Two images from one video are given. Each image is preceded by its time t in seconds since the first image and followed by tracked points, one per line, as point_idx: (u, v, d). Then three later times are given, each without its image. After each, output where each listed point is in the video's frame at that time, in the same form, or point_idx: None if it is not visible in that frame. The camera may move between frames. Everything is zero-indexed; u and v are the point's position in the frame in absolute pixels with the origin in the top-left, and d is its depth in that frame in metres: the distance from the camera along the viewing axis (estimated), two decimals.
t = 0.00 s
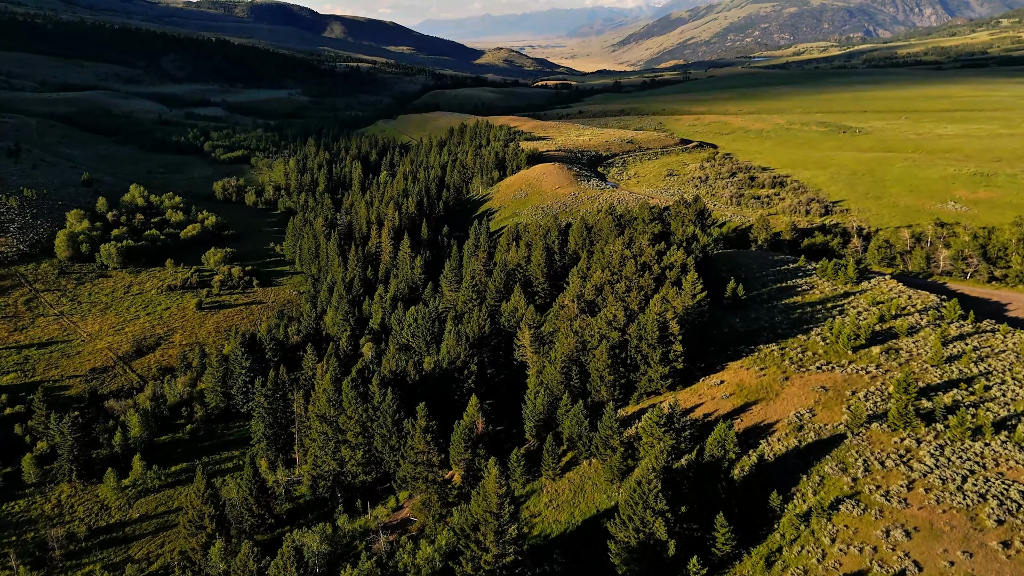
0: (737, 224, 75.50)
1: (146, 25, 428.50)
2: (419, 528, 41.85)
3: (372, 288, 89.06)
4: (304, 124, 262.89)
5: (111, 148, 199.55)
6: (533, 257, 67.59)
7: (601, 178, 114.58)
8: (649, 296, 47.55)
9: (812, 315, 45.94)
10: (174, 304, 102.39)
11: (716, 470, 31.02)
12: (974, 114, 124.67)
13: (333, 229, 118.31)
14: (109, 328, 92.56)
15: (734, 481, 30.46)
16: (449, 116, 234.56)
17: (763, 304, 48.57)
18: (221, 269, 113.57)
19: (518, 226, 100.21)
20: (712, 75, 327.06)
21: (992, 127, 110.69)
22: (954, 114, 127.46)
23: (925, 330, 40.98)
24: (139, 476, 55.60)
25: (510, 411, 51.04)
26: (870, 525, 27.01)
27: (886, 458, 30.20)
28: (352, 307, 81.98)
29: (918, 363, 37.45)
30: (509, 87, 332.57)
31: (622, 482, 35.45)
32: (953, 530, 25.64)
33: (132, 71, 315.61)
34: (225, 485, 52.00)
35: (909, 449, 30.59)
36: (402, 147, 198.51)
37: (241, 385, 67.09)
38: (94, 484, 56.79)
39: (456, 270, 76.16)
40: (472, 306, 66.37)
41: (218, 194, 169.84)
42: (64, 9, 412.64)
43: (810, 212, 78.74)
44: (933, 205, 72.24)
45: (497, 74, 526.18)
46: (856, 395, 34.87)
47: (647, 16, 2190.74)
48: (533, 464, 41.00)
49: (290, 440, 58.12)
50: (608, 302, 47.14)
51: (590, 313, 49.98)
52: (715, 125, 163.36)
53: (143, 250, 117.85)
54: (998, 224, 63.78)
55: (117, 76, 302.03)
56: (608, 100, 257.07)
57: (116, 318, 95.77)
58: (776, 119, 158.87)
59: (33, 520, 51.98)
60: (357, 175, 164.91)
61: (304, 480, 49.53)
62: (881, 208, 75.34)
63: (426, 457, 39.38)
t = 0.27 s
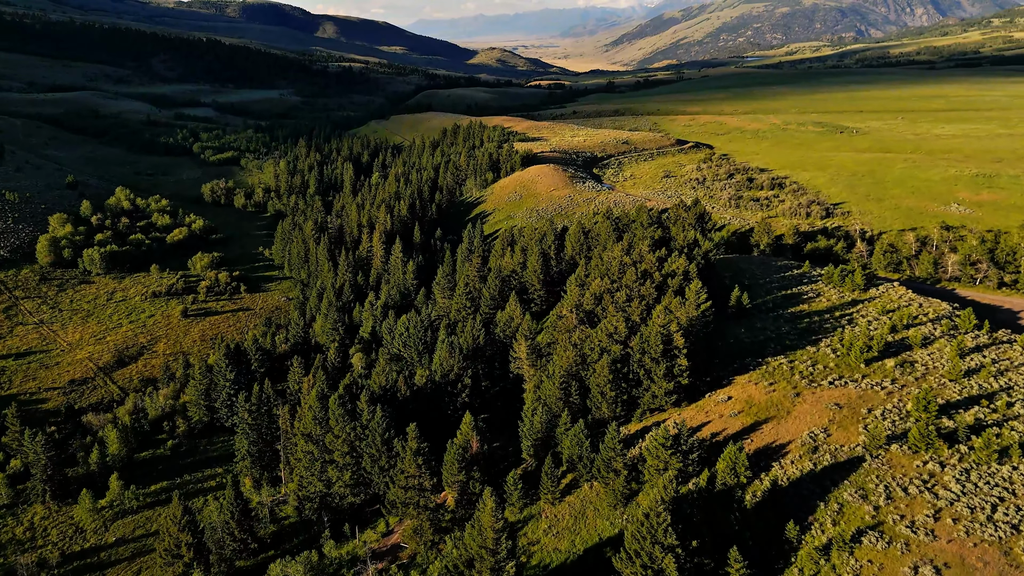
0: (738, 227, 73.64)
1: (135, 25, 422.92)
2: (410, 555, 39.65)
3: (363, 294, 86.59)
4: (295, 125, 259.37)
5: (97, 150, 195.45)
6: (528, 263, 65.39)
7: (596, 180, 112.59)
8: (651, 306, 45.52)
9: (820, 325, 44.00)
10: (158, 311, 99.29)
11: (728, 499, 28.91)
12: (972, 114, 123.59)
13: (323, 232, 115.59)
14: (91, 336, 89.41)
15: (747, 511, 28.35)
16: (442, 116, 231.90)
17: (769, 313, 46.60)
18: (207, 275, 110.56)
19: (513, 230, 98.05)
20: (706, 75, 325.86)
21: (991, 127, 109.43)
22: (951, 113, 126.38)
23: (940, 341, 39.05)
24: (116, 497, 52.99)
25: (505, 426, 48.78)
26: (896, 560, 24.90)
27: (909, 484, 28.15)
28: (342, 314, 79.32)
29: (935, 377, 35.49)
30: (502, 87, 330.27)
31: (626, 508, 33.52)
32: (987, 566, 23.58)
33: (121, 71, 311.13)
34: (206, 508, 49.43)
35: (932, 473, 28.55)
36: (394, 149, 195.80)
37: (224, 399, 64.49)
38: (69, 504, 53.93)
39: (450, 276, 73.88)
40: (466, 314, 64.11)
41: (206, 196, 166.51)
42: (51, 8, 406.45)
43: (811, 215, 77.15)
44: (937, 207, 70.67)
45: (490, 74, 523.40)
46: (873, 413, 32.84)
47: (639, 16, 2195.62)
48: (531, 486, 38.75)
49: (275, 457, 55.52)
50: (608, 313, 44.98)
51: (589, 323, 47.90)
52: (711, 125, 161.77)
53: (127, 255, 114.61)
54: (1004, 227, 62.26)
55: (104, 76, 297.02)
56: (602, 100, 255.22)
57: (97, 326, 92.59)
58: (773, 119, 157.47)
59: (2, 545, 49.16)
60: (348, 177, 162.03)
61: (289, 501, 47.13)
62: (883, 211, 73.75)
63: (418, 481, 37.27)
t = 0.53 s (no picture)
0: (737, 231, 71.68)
1: (122, 24, 416.74)
2: None
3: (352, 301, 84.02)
4: (284, 125, 255.59)
5: (81, 152, 191.10)
6: (523, 269, 63.18)
7: (591, 182, 110.60)
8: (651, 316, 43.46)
9: (828, 336, 42.14)
10: (140, 318, 96.03)
11: (740, 530, 26.88)
12: (968, 114, 122.74)
13: (312, 236, 112.77)
14: (70, 346, 86.14)
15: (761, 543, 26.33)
16: (434, 117, 229.24)
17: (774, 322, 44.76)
18: (192, 281, 107.40)
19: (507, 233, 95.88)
20: (698, 75, 325.04)
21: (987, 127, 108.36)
22: (947, 113, 125.48)
23: (955, 353, 37.24)
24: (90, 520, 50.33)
25: (499, 442, 46.57)
26: None
27: (935, 513, 26.18)
28: (329, 321, 76.62)
29: (952, 393, 33.65)
30: (494, 87, 327.68)
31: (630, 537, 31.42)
32: None
33: (109, 71, 306.16)
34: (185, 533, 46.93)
35: (958, 501, 26.61)
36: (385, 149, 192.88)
37: (206, 413, 61.71)
38: (41, 528, 51.20)
39: (442, 282, 71.58)
40: (458, 323, 61.83)
41: (193, 199, 162.95)
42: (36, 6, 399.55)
43: (810, 217, 75.68)
44: (939, 209, 69.27)
45: (482, 74, 520.48)
46: (891, 434, 30.91)
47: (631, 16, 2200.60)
48: (527, 511, 36.62)
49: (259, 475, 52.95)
50: (607, 324, 42.84)
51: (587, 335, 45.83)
52: (705, 126, 160.32)
53: (109, 261, 111.20)
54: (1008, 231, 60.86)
55: (89, 76, 291.48)
56: (595, 100, 253.46)
57: (77, 336, 89.28)
58: (767, 119, 156.31)
59: None
60: (337, 178, 159.03)
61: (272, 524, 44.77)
62: (884, 213, 72.33)
63: (406, 509, 35.36)
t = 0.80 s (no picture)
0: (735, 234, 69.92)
1: (108, 23, 410.11)
2: None
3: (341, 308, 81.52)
4: (273, 126, 251.61)
5: (64, 153, 186.81)
6: (516, 275, 61.07)
7: (585, 183, 108.73)
8: (652, 327, 41.50)
9: (835, 346, 40.36)
10: (121, 326, 92.73)
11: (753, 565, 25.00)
12: (962, 114, 122.29)
13: (300, 240, 109.97)
14: (46, 356, 82.80)
15: None
16: (425, 117, 226.57)
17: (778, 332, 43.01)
18: (176, 286, 104.15)
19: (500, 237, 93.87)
20: (690, 74, 324.48)
21: (983, 128, 107.69)
22: (941, 113, 124.84)
23: (969, 365, 35.58)
24: (63, 544, 47.92)
25: (493, 459, 44.52)
26: None
27: (962, 544, 24.35)
28: (316, 329, 74.02)
29: (970, 409, 31.97)
30: (485, 87, 325.41)
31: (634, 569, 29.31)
32: None
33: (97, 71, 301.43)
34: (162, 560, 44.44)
35: (986, 530, 24.76)
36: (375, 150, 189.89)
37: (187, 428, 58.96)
38: (10, 553, 48.55)
39: (432, 288, 69.28)
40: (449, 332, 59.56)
41: (178, 202, 159.33)
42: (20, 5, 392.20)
43: (808, 220, 74.34)
44: (940, 211, 68.11)
45: (473, 74, 517.86)
46: (909, 455, 29.08)
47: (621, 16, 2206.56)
48: (523, 537, 34.52)
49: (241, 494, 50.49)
50: (606, 335, 40.81)
51: (585, 347, 43.85)
52: (699, 126, 158.96)
53: (90, 266, 107.81)
54: (1011, 234, 59.69)
55: (74, 76, 285.84)
56: (587, 100, 251.80)
57: (55, 345, 85.91)
58: (761, 119, 155.37)
59: None
60: (326, 180, 156.10)
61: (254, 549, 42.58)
62: (884, 216, 71.05)
63: (394, 538, 33.94)
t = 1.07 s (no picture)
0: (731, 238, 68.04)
1: (91, 22, 402.47)
2: None
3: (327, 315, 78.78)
4: (260, 127, 247.45)
5: (43, 156, 181.75)
6: (509, 283, 58.79)
7: (577, 185, 106.84)
8: (653, 340, 39.42)
9: (843, 358, 38.58)
10: (99, 335, 89.14)
11: None
12: (954, 115, 122.10)
13: (286, 245, 106.94)
14: (19, 368, 79.22)
15: None
16: (415, 118, 223.74)
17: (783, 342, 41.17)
18: (157, 293, 100.58)
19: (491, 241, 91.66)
20: (681, 74, 324.22)
21: (976, 128, 107.39)
22: (934, 113, 124.50)
23: (985, 380, 33.90)
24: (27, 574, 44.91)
25: (484, 479, 42.35)
26: None
27: None
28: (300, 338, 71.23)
29: (990, 428, 30.23)
30: (475, 87, 322.89)
31: None
32: None
33: (82, 72, 296.07)
34: None
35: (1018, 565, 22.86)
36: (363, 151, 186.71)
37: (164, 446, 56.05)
38: None
39: (422, 295, 66.85)
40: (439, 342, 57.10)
41: (162, 205, 155.27)
42: None
43: (806, 223, 73.02)
44: (940, 213, 66.96)
45: (464, 74, 515.17)
46: (930, 481, 27.19)
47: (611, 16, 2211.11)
48: (518, 569, 32.44)
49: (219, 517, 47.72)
50: (604, 349, 38.71)
51: (582, 361, 41.66)
52: (691, 126, 157.70)
53: (67, 273, 104.06)
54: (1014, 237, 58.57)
55: (55, 75, 279.33)
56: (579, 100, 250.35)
57: (28, 356, 82.32)
58: (753, 119, 154.43)
59: None
60: (313, 182, 152.90)
61: None
62: (882, 218, 69.78)
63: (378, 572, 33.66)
